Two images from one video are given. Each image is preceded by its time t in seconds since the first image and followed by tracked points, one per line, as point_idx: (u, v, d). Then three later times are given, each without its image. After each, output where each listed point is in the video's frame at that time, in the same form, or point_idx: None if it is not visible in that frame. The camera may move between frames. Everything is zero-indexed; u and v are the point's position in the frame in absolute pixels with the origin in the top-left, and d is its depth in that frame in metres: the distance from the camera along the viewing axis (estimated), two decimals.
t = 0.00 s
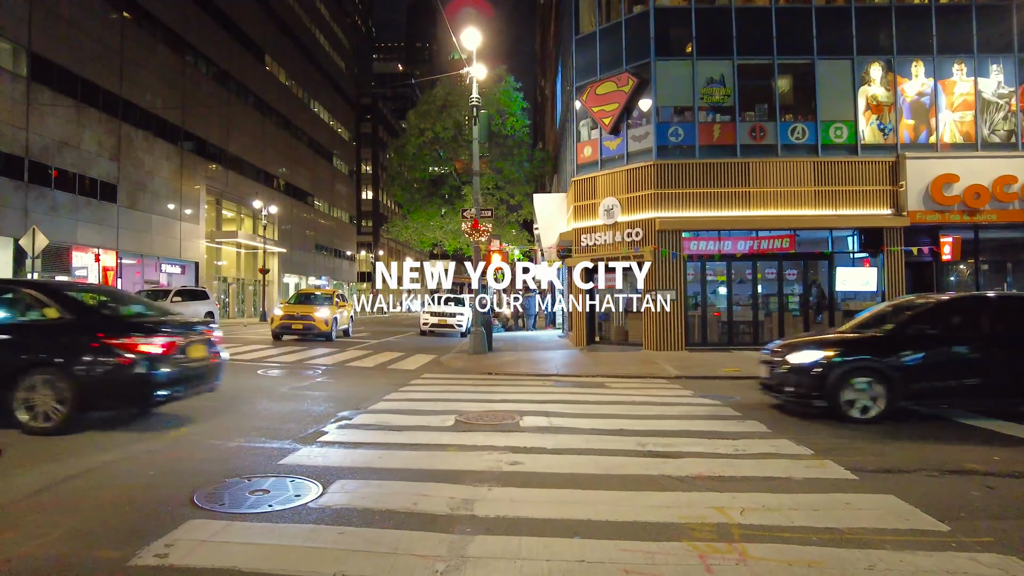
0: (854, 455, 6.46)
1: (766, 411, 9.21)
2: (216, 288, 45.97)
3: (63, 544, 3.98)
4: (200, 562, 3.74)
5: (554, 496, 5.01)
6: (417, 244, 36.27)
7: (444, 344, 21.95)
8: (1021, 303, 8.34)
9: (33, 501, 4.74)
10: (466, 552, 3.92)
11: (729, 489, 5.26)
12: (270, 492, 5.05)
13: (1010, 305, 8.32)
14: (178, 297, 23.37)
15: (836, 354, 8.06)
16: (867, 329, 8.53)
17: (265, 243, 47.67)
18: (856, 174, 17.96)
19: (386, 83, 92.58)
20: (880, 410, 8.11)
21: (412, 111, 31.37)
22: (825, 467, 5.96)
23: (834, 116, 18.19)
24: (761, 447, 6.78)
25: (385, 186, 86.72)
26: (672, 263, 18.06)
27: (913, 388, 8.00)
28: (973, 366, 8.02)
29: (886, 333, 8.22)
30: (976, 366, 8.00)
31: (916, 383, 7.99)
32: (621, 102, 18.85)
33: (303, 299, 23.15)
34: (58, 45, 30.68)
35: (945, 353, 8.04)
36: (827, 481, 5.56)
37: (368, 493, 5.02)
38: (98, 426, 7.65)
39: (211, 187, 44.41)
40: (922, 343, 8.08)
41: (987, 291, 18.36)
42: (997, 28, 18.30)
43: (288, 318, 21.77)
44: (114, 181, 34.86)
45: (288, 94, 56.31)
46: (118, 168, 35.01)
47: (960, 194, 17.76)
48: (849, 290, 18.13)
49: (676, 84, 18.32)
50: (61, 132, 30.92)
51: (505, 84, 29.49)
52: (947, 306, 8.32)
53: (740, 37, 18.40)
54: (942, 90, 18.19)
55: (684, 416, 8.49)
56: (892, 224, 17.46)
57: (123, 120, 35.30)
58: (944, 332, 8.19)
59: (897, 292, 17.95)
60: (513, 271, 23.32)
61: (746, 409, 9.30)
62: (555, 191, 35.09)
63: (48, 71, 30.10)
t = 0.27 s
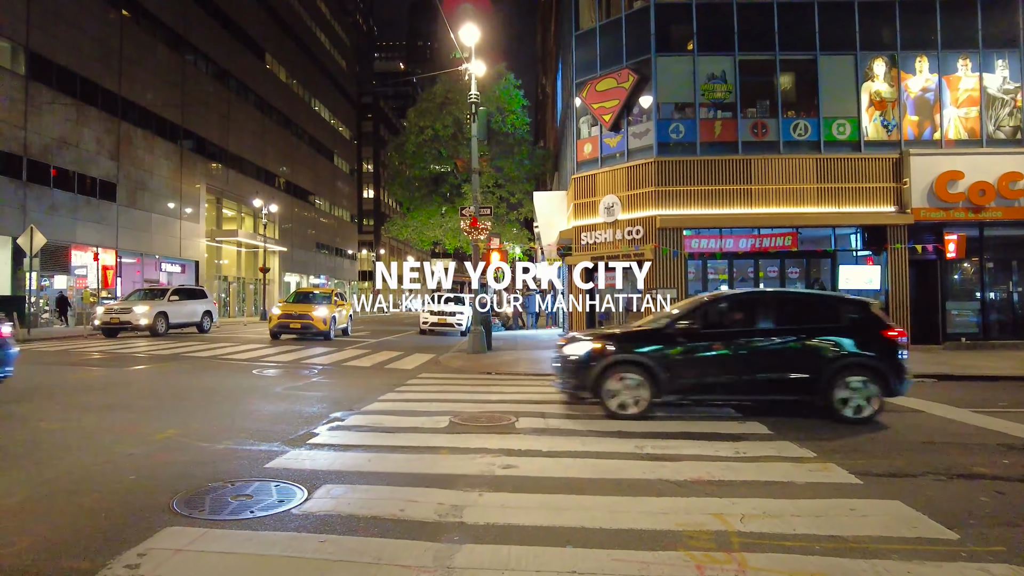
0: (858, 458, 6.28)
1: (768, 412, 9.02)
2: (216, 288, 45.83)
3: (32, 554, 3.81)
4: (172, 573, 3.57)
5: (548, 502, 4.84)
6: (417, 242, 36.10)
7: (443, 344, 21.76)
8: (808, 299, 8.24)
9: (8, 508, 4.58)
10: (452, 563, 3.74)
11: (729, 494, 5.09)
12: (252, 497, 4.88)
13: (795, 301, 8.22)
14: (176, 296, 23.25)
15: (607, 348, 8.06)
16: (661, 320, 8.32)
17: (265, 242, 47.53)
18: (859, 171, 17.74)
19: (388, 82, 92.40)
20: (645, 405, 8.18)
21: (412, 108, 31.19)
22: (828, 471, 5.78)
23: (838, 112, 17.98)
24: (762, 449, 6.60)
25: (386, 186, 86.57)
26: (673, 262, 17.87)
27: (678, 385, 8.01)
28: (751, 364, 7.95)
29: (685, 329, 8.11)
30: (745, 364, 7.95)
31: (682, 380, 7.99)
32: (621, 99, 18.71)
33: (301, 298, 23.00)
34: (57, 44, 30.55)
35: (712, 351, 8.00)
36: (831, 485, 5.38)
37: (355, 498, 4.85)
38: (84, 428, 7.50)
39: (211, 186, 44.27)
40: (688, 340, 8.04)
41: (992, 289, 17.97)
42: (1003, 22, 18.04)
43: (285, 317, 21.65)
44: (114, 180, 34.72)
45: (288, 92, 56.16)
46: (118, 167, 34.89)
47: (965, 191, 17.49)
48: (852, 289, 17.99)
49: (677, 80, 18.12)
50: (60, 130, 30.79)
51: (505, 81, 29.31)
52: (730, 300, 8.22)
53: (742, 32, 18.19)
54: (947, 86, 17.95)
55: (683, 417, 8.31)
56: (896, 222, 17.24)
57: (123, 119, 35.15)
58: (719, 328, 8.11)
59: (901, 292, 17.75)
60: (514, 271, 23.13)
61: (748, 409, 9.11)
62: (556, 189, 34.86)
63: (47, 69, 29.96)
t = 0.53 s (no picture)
0: (865, 458, 6.09)
1: (772, 410, 8.82)
2: (216, 283, 45.70)
3: None
4: None
5: (543, 503, 4.65)
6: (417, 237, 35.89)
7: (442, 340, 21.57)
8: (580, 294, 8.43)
9: None
10: (440, 570, 3.55)
11: (731, 496, 4.91)
12: (236, 498, 4.71)
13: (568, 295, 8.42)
14: (174, 291, 23.12)
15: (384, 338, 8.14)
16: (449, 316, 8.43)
17: (266, 237, 47.37)
18: (864, 165, 17.51)
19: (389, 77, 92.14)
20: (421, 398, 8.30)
21: (412, 102, 30.96)
22: (834, 471, 5.59)
23: (842, 106, 17.73)
24: (766, 449, 6.41)
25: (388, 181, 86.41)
26: (674, 257, 17.63)
27: (449, 379, 8.20)
28: (524, 355, 8.18)
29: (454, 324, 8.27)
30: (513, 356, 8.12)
31: (456, 373, 8.18)
32: (623, 92, 18.45)
33: (300, 293, 22.84)
34: (55, 37, 30.31)
35: (488, 345, 8.18)
36: (838, 486, 5.19)
37: (343, 501, 4.68)
38: (71, 424, 7.34)
39: (211, 181, 44.08)
40: (464, 335, 8.22)
41: (998, 285, 17.75)
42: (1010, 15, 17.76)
43: (283, 313, 21.51)
44: (113, 175, 34.54)
45: (289, 87, 55.91)
46: (117, 161, 34.71)
47: (972, 186, 17.26)
48: (856, 285, 17.68)
49: (679, 73, 17.87)
50: (58, 124, 30.59)
51: (506, 75, 29.05)
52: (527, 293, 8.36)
53: (746, 24, 17.92)
54: (953, 79, 17.69)
55: (685, 415, 8.12)
56: (901, 217, 16.99)
57: (122, 113, 34.94)
58: (489, 322, 8.32)
59: (906, 288, 17.48)
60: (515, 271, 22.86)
61: (749, 407, 8.92)
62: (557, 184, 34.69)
63: (44, 62, 29.73)
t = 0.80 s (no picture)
0: (869, 466, 5.90)
1: (772, 413, 8.63)
2: (214, 281, 45.49)
3: None
4: None
5: (535, 515, 4.48)
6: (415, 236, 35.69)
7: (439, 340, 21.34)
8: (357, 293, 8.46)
9: None
10: None
11: (730, 507, 4.73)
12: (215, 509, 4.53)
13: (347, 293, 8.46)
14: (169, 290, 22.94)
15: (163, 337, 8.48)
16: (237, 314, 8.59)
17: (264, 235, 47.15)
18: (865, 165, 17.33)
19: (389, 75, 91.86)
20: (202, 387, 8.60)
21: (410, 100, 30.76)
22: (838, 480, 5.41)
23: (844, 104, 17.54)
24: (767, 456, 6.22)
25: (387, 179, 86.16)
26: (673, 257, 17.44)
27: (225, 371, 8.37)
28: (291, 357, 8.20)
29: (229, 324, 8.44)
30: (274, 355, 8.22)
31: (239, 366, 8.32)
32: (623, 89, 18.20)
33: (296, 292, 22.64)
34: (51, 34, 30.07)
35: (258, 344, 8.27)
36: (841, 497, 5.01)
37: (327, 512, 4.50)
38: (54, 427, 7.15)
39: (209, 178, 43.86)
40: (249, 330, 8.35)
41: (1000, 286, 17.57)
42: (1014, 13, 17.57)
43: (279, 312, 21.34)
44: (110, 172, 34.32)
45: (288, 84, 55.66)
46: (114, 159, 34.50)
47: (974, 185, 17.08)
48: (856, 285, 17.52)
49: (679, 71, 17.67)
50: (54, 122, 30.37)
51: (505, 73, 28.87)
52: (316, 292, 8.45)
53: (747, 22, 17.72)
54: (956, 77, 17.50)
55: (683, 419, 7.93)
56: (903, 217, 16.81)
57: (119, 110, 34.71)
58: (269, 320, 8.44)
59: (907, 288, 17.30)
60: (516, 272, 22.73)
61: (750, 411, 8.74)
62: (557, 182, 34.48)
63: (40, 59, 29.51)
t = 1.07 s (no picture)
0: (864, 471, 5.77)
1: (765, 417, 8.47)
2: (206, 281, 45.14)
3: None
4: None
5: (521, 525, 4.32)
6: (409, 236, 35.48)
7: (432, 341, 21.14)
8: (151, 287, 8.79)
9: None
10: None
11: (722, 516, 4.58)
12: (187, 519, 4.35)
13: (139, 287, 8.80)
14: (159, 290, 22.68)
15: None
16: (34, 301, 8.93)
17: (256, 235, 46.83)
18: (860, 164, 17.24)
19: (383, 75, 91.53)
20: None
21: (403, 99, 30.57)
22: (833, 487, 5.26)
23: (838, 104, 17.45)
24: (760, 461, 6.08)
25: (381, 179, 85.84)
26: (667, 257, 17.30)
27: (9, 357, 8.73)
28: (75, 345, 8.58)
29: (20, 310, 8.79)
30: (64, 343, 8.58)
31: (12, 347, 8.72)
32: (616, 89, 18.09)
33: (287, 293, 22.41)
34: (40, 31, 29.75)
35: (49, 332, 8.63)
36: (836, 504, 4.87)
37: (304, 523, 4.33)
38: (29, 432, 6.95)
39: (201, 178, 43.53)
40: (32, 316, 8.76)
41: (994, 287, 17.51)
42: (1008, 12, 17.51)
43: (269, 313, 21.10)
44: (101, 172, 33.98)
45: (281, 84, 55.33)
46: (105, 158, 34.18)
47: (968, 185, 17.02)
48: (851, 286, 17.39)
49: (672, 70, 17.54)
50: (44, 120, 30.03)
51: (498, 73, 28.78)
52: (105, 285, 8.80)
53: (741, 21, 17.60)
54: (950, 77, 17.43)
55: (675, 423, 7.77)
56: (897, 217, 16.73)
57: (110, 109, 34.39)
58: (63, 308, 8.80)
59: (901, 288, 17.24)
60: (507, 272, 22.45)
61: (743, 413, 8.59)
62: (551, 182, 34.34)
63: (30, 57, 29.18)
